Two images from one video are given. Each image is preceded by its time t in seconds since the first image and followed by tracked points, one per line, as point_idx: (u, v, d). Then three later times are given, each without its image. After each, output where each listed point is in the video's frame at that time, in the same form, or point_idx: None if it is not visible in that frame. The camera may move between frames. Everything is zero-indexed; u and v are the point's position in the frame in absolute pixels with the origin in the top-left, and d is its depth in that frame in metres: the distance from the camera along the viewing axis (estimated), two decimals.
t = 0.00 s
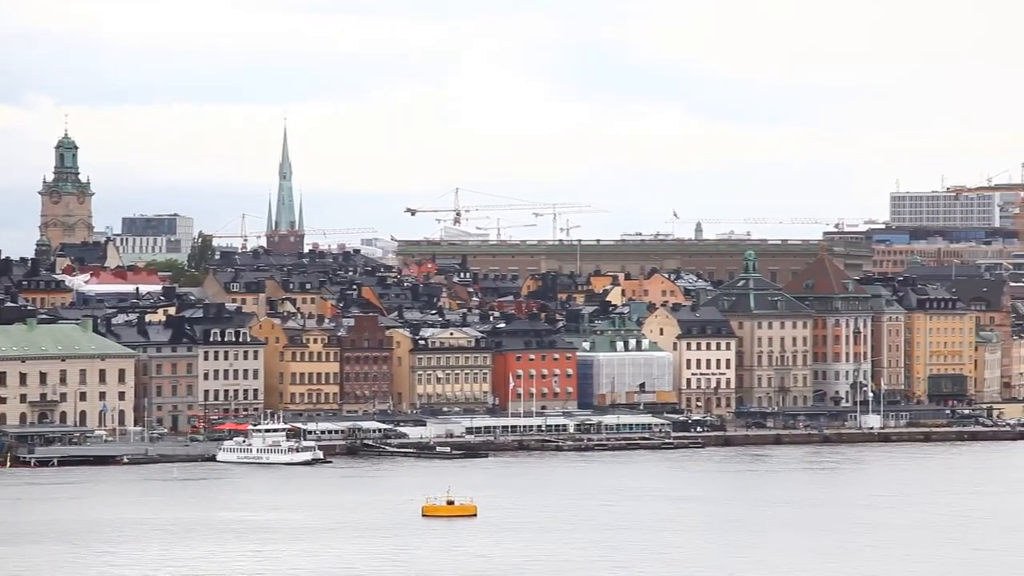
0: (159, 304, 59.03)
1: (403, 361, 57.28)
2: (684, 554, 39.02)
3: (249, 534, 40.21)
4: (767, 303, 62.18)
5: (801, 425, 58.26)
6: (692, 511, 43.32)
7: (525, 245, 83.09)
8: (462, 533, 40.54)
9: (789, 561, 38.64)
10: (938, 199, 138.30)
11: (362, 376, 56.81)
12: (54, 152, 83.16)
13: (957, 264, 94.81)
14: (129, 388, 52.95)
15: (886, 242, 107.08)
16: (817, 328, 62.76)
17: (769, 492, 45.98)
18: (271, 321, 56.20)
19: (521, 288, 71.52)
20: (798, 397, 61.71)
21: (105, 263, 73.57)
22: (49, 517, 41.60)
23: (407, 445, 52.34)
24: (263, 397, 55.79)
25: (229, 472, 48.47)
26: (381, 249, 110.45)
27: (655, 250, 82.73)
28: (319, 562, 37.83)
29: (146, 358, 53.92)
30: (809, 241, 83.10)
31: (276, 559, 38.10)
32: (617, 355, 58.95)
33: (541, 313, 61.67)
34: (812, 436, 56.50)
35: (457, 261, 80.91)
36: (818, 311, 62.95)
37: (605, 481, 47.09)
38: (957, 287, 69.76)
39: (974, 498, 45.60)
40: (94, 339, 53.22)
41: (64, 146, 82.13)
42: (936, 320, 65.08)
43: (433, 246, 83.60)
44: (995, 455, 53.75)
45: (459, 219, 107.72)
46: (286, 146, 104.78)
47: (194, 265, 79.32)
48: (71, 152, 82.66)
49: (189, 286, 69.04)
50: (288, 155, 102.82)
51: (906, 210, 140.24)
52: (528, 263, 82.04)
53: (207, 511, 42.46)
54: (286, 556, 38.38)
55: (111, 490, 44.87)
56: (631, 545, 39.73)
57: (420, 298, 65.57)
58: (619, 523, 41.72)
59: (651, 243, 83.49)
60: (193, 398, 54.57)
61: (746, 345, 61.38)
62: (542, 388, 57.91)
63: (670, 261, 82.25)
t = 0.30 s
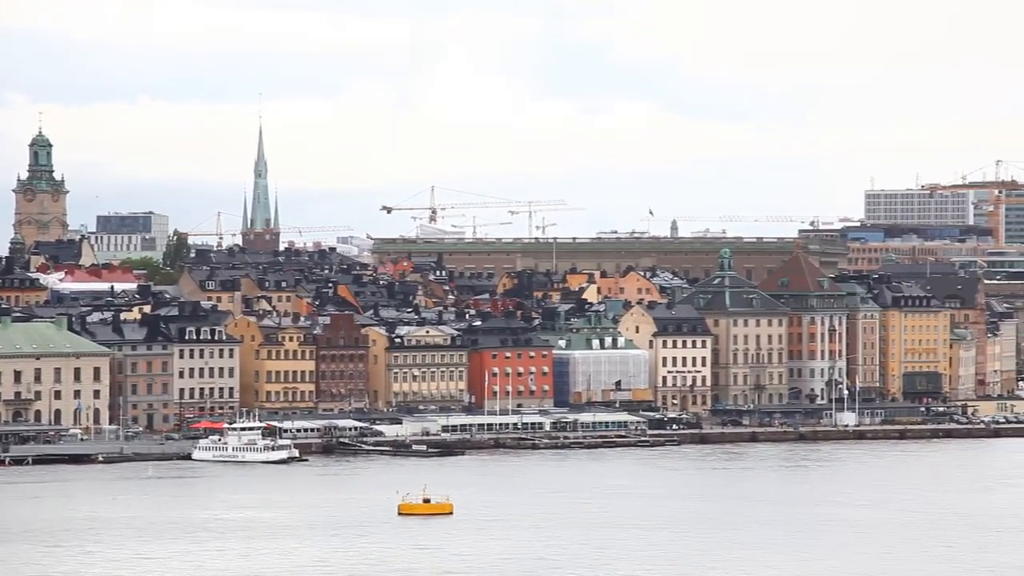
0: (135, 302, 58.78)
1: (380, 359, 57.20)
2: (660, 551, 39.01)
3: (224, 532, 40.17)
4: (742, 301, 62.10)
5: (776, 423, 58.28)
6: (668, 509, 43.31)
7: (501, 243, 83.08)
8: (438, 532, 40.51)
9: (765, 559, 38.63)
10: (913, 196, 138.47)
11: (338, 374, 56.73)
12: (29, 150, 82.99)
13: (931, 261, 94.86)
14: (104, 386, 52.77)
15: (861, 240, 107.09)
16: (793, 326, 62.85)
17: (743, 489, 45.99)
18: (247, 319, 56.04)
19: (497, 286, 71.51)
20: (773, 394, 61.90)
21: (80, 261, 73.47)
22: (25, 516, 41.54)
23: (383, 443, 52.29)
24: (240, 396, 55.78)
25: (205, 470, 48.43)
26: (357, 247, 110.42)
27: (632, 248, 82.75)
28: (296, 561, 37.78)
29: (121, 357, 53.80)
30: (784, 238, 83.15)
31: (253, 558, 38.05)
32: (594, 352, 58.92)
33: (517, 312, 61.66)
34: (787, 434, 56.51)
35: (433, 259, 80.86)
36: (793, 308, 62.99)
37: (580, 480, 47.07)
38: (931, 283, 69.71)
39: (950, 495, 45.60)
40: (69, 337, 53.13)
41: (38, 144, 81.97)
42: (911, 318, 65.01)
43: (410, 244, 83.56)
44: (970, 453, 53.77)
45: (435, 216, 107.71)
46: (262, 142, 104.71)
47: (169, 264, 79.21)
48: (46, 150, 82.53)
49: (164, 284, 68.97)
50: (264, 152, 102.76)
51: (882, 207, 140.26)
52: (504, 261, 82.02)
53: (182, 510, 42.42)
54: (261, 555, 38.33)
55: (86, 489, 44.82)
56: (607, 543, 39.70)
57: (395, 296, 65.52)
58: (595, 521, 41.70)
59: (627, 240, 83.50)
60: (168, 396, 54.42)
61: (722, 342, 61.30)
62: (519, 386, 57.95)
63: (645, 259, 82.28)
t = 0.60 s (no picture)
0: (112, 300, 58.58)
1: (355, 357, 57.20)
2: (637, 550, 39.01)
3: (201, 530, 40.12)
4: (718, 299, 62.12)
5: (751, 422, 58.28)
6: (644, 507, 43.26)
7: (478, 241, 83.03)
8: (414, 530, 40.45)
9: (741, 557, 38.59)
10: (887, 195, 138.58)
11: (314, 372, 56.65)
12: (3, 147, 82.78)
13: (906, 260, 94.94)
14: (78, 384, 52.65)
15: (837, 238, 107.12)
16: (769, 325, 62.77)
17: (719, 488, 45.95)
18: (222, 317, 55.92)
19: (473, 283, 71.47)
20: (748, 393, 61.82)
21: (55, 258, 73.33)
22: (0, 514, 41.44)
23: (358, 441, 52.23)
24: (215, 394, 55.56)
25: (181, 468, 48.34)
26: (332, 245, 110.30)
27: (607, 246, 82.71)
28: (273, 559, 37.71)
29: (95, 354, 53.71)
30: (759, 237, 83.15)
31: (230, 556, 37.97)
32: (569, 350, 58.91)
33: (493, 310, 61.60)
34: (763, 432, 56.49)
35: (409, 257, 80.80)
36: (769, 306, 63.06)
37: (556, 478, 47.02)
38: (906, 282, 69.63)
39: (926, 494, 45.62)
40: (44, 335, 53.03)
41: (13, 140, 81.75)
42: (886, 317, 65.07)
43: (385, 242, 83.47)
44: (945, 451, 53.78)
45: (411, 214, 107.66)
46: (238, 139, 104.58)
47: (144, 261, 79.05)
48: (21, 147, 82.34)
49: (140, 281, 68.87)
50: (239, 150, 102.64)
51: (856, 206, 140.30)
52: (480, 259, 81.98)
53: (158, 508, 42.33)
54: (238, 553, 38.25)
55: (61, 487, 44.74)
56: (584, 541, 39.66)
57: (371, 294, 65.45)
58: (571, 520, 41.64)
59: (602, 239, 83.46)
60: (142, 394, 54.28)
61: (697, 341, 61.32)
62: (494, 384, 57.89)
63: (621, 257, 82.25)
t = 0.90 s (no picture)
0: (77, 314, 58.57)
1: (323, 371, 57.04)
2: (607, 565, 38.92)
3: (169, 546, 39.99)
4: (686, 314, 62.06)
5: (719, 436, 58.28)
6: (612, 522, 43.16)
7: (447, 254, 82.98)
8: (381, 545, 40.33)
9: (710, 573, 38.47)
10: (856, 210, 138.72)
11: (281, 386, 56.44)
12: None
13: (875, 274, 94.92)
14: (45, 398, 52.55)
15: (805, 253, 107.08)
16: (737, 339, 62.72)
17: (687, 503, 45.86)
18: (190, 331, 55.86)
19: (441, 298, 71.44)
20: (716, 407, 61.70)
21: (23, 271, 73.18)
22: None
23: (326, 456, 52.08)
24: (182, 408, 55.59)
25: (147, 483, 48.22)
26: (301, 258, 110.17)
27: (575, 260, 82.66)
28: None
29: (62, 368, 53.63)
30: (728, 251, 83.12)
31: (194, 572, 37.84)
32: (538, 365, 58.88)
33: (461, 324, 61.48)
34: (730, 447, 56.41)
35: (377, 271, 80.74)
36: (737, 322, 62.89)
37: (524, 493, 46.90)
38: (872, 297, 69.73)
39: (894, 509, 45.54)
40: (10, 349, 52.68)
41: None
42: (854, 332, 65.02)
43: (353, 255, 83.38)
44: (913, 467, 53.73)
45: (379, 227, 107.57)
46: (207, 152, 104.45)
47: (111, 274, 78.89)
48: None
49: (107, 294, 68.75)
50: (208, 163, 102.53)
51: (824, 220, 140.24)
52: (449, 273, 81.94)
53: (124, 523, 42.18)
54: (204, 568, 38.11)
55: (29, 502, 44.59)
56: (552, 557, 39.54)
57: (339, 308, 65.35)
58: (539, 535, 41.53)
59: (571, 253, 83.41)
60: (110, 408, 54.20)
61: (666, 355, 61.31)
62: (462, 399, 57.80)
63: (590, 271, 82.21)
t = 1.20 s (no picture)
0: (51, 321, 58.50)
1: (299, 378, 56.99)
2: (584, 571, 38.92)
3: (145, 553, 39.91)
4: (662, 321, 62.01)
5: (695, 443, 58.22)
6: (587, 529, 43.12)
7: (422, 262, 82.93)
8: (356, 552, 40.28)
9: None
10: (830, 218, 138.80)
11: (257, 394, 56.44)
12: None
13: (849, 282, 94.97)
14: (19, 406, 52.19)
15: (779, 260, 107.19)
16: (712, 346, 62.71)
17: (663, 510, 45.83)
18: (164, 339, 55.70)
19: (416, 305, 71.36)
20: (692, 414, 61.71)
21: None
22: None
23: (301, 463, 52.02)
24: (156, 416, 55.37)
25: (123, 491, 48.13)
26: (276, 266, 110.09)
27: (550, 268, 82.64)
28: None
29: (36, 376, 53.28)
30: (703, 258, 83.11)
31: None
32: (513, 372, 58.77)
33: (435, 331, 61.40)
34: (706, 454, 56.38)
35: (352, 279, 80.68)
36: (712, 329, 62.99)
37: (500, 500, 46.86)
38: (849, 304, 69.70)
39: (870, 516, 45.54)
40: None
41: None
42: (828, 339, 65.08)
43: (328, 264, 83.29)
44: (888, 474, 53.72)
45: (354, 235, 107.51)
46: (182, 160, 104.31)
47: (86, 282, 78.76)
48: None
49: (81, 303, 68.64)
50: (182, 172, 102.41)
51: (798, 227, 140.20)
52: (425, 281, 81.90)
53: (100, 531, 42.10)
54: None
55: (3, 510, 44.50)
56: (529, 563, 39.50)
57: (314, 316, 65.27)
58: (515, 542, 41.49)
59: (547, 260, 83.37)
60: (84, 416, 54.08)
61: (641, 363, 61.21)
62: (438, 406, 57.89)
63: (565, 279, 82.21)
